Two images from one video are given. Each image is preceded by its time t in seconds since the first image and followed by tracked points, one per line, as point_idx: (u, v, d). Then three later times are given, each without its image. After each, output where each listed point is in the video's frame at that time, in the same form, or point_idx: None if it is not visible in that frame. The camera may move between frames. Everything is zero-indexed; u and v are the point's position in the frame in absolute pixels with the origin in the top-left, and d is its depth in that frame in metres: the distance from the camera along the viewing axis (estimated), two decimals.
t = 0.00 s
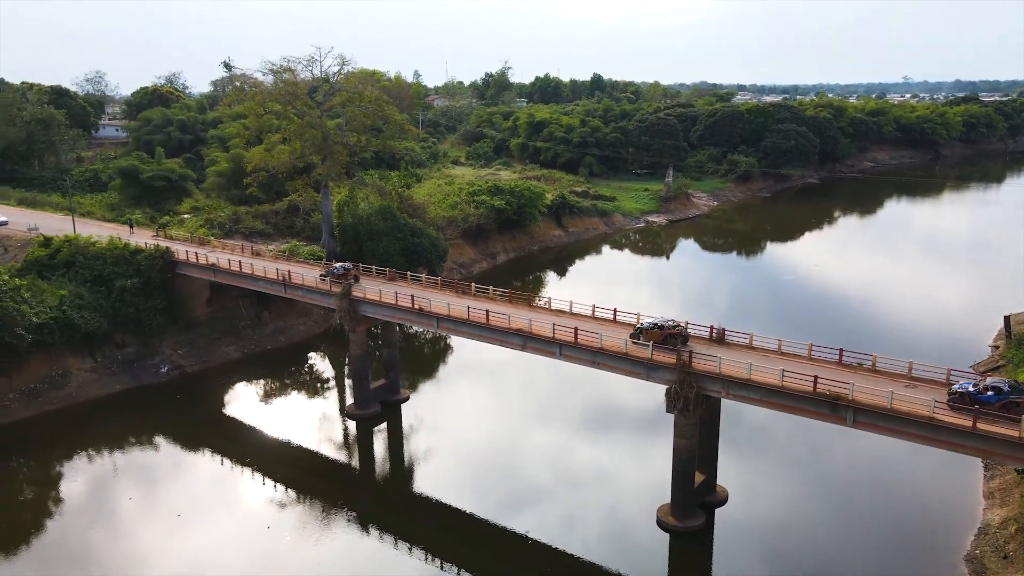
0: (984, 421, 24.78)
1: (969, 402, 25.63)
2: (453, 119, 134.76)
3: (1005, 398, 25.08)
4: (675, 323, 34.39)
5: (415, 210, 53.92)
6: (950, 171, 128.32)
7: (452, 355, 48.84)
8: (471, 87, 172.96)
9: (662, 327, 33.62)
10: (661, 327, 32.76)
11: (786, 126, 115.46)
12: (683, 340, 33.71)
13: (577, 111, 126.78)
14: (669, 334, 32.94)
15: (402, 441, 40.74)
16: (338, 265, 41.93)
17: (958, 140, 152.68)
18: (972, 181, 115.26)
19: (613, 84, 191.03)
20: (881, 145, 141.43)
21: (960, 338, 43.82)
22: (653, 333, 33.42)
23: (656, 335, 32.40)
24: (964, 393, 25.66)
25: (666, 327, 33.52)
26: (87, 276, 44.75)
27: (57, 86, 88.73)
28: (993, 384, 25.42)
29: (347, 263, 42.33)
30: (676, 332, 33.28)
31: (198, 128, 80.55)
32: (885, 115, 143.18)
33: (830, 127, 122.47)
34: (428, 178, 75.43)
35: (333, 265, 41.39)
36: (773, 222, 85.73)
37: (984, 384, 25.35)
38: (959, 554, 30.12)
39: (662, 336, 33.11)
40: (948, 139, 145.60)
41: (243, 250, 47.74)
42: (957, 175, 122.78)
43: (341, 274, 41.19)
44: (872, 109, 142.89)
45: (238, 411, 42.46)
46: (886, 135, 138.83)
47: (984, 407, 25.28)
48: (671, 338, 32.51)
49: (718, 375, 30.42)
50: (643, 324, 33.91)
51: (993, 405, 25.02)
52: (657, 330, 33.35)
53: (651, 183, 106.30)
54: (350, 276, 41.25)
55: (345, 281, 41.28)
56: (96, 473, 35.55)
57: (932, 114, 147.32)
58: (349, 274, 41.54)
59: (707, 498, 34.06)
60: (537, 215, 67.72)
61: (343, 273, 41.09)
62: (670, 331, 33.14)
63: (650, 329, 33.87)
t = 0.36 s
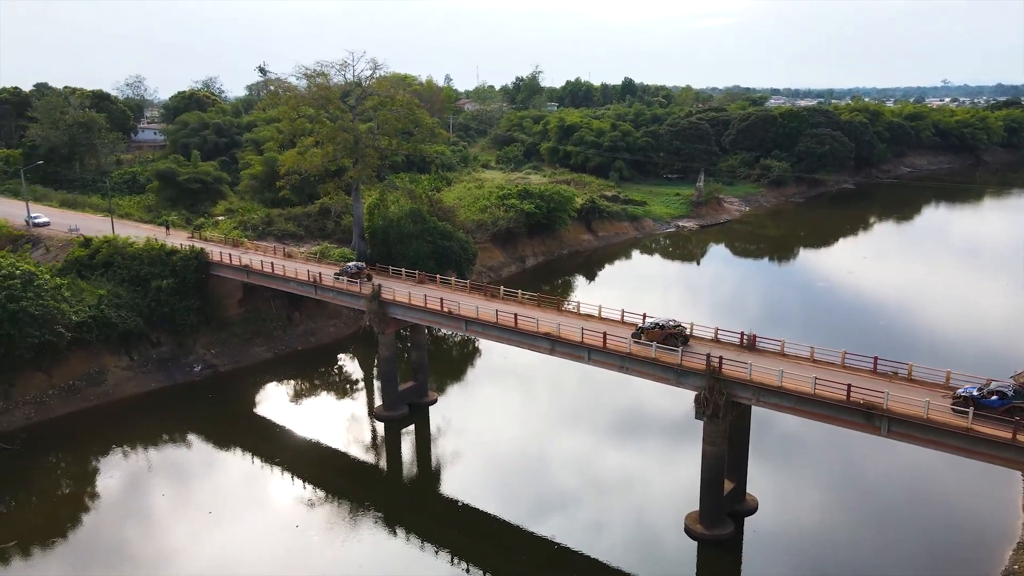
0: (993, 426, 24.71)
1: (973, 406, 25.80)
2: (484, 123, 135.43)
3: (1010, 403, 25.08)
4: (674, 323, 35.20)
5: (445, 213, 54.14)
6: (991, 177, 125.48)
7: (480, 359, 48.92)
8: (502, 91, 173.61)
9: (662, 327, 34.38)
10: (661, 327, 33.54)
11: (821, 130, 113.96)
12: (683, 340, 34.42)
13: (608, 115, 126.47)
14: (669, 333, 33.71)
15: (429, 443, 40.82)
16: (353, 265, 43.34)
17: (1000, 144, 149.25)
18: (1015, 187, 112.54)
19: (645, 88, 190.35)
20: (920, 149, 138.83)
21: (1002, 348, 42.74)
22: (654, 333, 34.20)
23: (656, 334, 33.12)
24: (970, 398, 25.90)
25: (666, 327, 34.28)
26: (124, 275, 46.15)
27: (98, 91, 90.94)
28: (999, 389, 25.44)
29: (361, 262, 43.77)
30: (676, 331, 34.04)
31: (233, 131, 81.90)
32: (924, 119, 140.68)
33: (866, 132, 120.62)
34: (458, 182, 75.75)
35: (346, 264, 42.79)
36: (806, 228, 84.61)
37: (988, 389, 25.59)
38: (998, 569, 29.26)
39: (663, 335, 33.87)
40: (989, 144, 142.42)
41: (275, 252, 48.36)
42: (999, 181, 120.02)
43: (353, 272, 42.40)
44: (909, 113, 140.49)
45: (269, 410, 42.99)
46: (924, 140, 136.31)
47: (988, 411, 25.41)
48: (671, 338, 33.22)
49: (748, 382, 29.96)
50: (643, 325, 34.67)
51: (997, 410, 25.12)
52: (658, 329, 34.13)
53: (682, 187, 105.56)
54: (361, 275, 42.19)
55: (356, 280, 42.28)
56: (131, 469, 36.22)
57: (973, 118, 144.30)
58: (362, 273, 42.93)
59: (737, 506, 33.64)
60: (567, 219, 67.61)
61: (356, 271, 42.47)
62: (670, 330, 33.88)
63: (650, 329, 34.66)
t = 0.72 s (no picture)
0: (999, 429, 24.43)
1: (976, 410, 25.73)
2: (514, 127, 136.05)
3: (1013, 407, 25.04)
4: (675, 322, 35.85)
5: (475, 217, 54.35)
6: None
7: (507, 362, 48.96)
8: (532, 96, 174.01)
9: (664, 327, 35.05)
10: (662, 327, 34.19)
11: (856, 134, 112.33)
12: (684, 339, 35.10)
13: (639, 120, 126.03)
14: (670, 333, 34.41)
15: (456, 446, 40.88)
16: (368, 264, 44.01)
17: None
18: None
19: (676, 92, 189.33)
20: (959, 155, 136.09)
21: None
22: (655, 333, 34.86)
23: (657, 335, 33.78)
24: (972, 399, 25.82)
25: (666, 327, 34.93)
26: (160, 275, 47.19)
27: (137, 95, 93.00)
28: (1002, 393, 25.40)
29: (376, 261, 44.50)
30: (676, 331, 34.72)
31: (266, 134, 83.08)
32: (963, 124, 138.00)
33: (903, 136, 118.45)
34: (487, 185, 75.95)
35: (362, 264, 43.54)
36: (840, 234, 83.43)
37: (990, 392, 25.57)
38: None
39: (664, 335, 34.58)
40: None
41: (306, 253, 48.92)
42: None
43: (369, 271, 43.26)
44: (948, 118, 137.94)
45: (298, 411, 43.44)
46: (964, 145, 133.65)
47: (991, 415, 25.36)
48: (671, 338, 33.92)
49: (779, 389, 29.41)
50: (645, 324, 35.28)
51: (999, 412, 24.98)
52: (660, 329, 34.79)
53: (713, 192, 104.65)
54: (376, 275, 42.95)
55: (373, 279, 43.01)
56: (164, 466, 36.86)
57: (1015, 123, 141.15)
58: (377, 271, 43.70)
59: (766, 515, 33.14)
60: (596, 223, 67.46)
61: (371, 270, 43.18)
62: (671, 331, 34.52)
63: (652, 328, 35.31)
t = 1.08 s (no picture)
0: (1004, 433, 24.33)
1: (979, 413, 25.53)
2: (542, 131, 136.29)
3: (1015, 409, 24.89)
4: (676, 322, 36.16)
5: (503, 220, 54.49)
6: None
7: (534, 366, 48.95)
8: (561, 100, 174.10)
9: (664, 326, 35.40)
10: (663, 326, 34.55)
11: (891, 138, 110.57)
12: (685, 339, 35.37)
13: (668, 123, 125.38)
14: (671, 332, 34.74)
15: (482, 449, 40.85)
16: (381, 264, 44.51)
17: None
18: None
19: (707, 96, 187.96)
20: (998, 160, 133.18)
21: None
22: (656, 332, 35.20)
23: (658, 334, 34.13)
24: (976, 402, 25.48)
25: (667, 326, 35.26)
26: (193, 276, 48.07)
27: (173, 99, 94.85)
28: (1005, 396, 25.22)
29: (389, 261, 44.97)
30: (677, 330, 35.03)
31: (298, 138, 84.12)
32: (1003, 128, 135.13)
33: (940, 141, 116.24)
34: (515, 189, 76.13)
35: (376, 263, 44.04)
36: (874, 239, 82.10)
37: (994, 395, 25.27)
38: None
39: (666, 334, 34.91)
40: None
41: (336, 255, 49.41)
42: None
43: (381, 270, 43.71)
44: (987, 122, 135.12)
45: (326, 411, 43.86)
46: (1003, 149, 130.79)
47: (993, 418, 25.16)
48: (672, 337, 34.27)
49: (810, 396, 28.83)
50: (647, 324, 35.66)
51: (1003, 415, 24.80)
52: (661, 328, 35.15)
53: (743, 197, 103.69)
54: (389, 274, 43.44)
55: (386, 278, 43.52)
56: (195, 464, 37.38)
57: None
58: (390, 270, 44.17)
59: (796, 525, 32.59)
60: (625, 227, 67.19)
61: (384, 270, 43.70)
62: (672, 330, 34.86)
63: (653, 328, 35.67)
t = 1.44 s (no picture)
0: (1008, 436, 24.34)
1: (980, 414, 25.50)
2: (568, 134, 136.21)
3: (1016, 412, 24.94)
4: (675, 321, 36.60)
5: (527, 223, 54.56)
6: None
7: (558, 369, 48.86)
8: (586, 103, 173.90)
9: (665, 325, 35.84)
10: (665, 325, 34.96)
11: (923, 142, 108.92)
12: (684, 338, 35.83)
13: (695, 127, 124.62)
14: (672, 331, 35.19)
15: (506, 451, 40.83)
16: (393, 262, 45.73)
17: None
18: None
19: (734, 100, 186.46)
20: None
21: None
22: (657, 331, 35.65)
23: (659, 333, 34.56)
24: (978, 404, 25.48)
25: (668, 325, 35.73)
26: (222, 277, 48.78)
27: (203, 102, 96.30)
28: (1006, 397, 25.26)
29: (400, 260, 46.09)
30: (678, 329, 35.47)
31: (325, 141, 84.98)
32: None
33: (973, 145, 114.26)
34: (540, 192, 76.16)
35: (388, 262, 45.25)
36: (905, 244, 80.87)
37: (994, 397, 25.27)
38: None
39: (667, 333, 35.37)
40: None
41: (361, 257, 49.80)
42: None
43: (393, 269, 44.88)
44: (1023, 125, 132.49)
45: (351, 412, 44.16)
46: None
47: (993, 420, 25.17)
48: (672, 336, 34.70)
49: (838, 403, 28.24)
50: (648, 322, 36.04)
51: (1004, 416, 24.75)
52: (662, 327, 35.58)
53: (771, 201, 102.72)
54: (400, 272, 44.56)
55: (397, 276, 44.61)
56: (221, 463, 37.82)
57: None
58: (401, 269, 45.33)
59: (822, 534, 32.06)
60: (650, 231, 66.87)
61: (394, 269, 44.86)
62: (673, 329, 35.28)
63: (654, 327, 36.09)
